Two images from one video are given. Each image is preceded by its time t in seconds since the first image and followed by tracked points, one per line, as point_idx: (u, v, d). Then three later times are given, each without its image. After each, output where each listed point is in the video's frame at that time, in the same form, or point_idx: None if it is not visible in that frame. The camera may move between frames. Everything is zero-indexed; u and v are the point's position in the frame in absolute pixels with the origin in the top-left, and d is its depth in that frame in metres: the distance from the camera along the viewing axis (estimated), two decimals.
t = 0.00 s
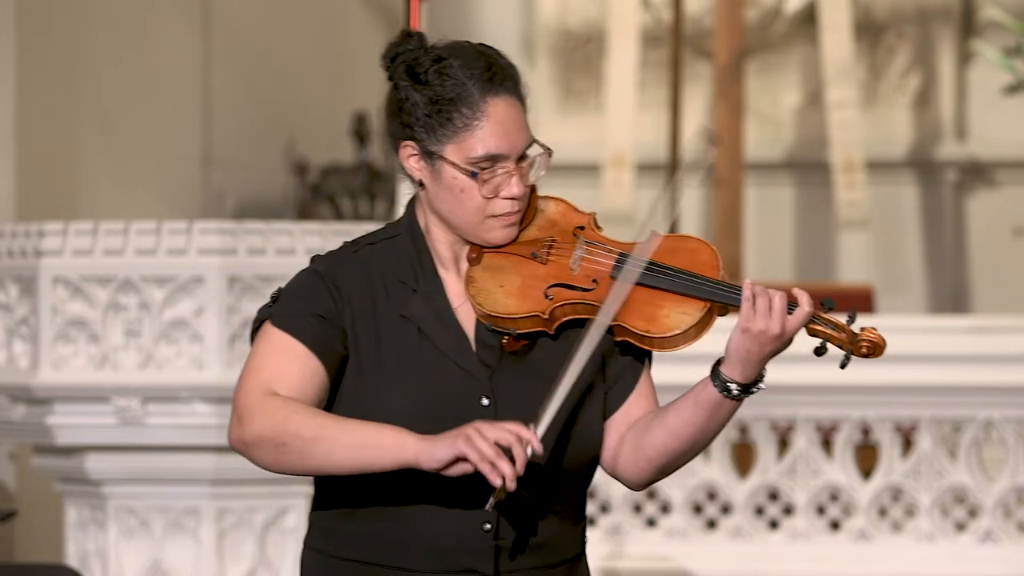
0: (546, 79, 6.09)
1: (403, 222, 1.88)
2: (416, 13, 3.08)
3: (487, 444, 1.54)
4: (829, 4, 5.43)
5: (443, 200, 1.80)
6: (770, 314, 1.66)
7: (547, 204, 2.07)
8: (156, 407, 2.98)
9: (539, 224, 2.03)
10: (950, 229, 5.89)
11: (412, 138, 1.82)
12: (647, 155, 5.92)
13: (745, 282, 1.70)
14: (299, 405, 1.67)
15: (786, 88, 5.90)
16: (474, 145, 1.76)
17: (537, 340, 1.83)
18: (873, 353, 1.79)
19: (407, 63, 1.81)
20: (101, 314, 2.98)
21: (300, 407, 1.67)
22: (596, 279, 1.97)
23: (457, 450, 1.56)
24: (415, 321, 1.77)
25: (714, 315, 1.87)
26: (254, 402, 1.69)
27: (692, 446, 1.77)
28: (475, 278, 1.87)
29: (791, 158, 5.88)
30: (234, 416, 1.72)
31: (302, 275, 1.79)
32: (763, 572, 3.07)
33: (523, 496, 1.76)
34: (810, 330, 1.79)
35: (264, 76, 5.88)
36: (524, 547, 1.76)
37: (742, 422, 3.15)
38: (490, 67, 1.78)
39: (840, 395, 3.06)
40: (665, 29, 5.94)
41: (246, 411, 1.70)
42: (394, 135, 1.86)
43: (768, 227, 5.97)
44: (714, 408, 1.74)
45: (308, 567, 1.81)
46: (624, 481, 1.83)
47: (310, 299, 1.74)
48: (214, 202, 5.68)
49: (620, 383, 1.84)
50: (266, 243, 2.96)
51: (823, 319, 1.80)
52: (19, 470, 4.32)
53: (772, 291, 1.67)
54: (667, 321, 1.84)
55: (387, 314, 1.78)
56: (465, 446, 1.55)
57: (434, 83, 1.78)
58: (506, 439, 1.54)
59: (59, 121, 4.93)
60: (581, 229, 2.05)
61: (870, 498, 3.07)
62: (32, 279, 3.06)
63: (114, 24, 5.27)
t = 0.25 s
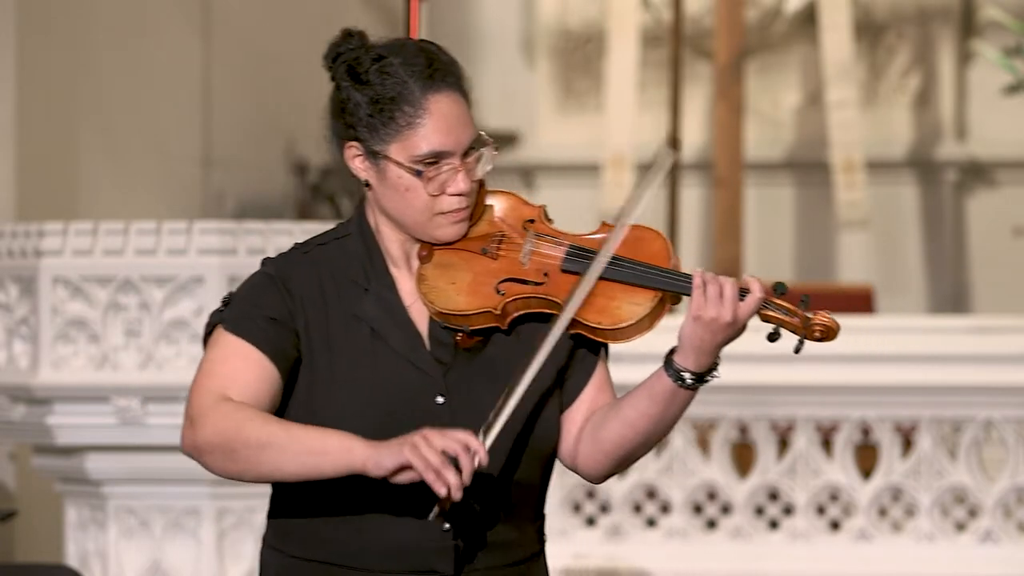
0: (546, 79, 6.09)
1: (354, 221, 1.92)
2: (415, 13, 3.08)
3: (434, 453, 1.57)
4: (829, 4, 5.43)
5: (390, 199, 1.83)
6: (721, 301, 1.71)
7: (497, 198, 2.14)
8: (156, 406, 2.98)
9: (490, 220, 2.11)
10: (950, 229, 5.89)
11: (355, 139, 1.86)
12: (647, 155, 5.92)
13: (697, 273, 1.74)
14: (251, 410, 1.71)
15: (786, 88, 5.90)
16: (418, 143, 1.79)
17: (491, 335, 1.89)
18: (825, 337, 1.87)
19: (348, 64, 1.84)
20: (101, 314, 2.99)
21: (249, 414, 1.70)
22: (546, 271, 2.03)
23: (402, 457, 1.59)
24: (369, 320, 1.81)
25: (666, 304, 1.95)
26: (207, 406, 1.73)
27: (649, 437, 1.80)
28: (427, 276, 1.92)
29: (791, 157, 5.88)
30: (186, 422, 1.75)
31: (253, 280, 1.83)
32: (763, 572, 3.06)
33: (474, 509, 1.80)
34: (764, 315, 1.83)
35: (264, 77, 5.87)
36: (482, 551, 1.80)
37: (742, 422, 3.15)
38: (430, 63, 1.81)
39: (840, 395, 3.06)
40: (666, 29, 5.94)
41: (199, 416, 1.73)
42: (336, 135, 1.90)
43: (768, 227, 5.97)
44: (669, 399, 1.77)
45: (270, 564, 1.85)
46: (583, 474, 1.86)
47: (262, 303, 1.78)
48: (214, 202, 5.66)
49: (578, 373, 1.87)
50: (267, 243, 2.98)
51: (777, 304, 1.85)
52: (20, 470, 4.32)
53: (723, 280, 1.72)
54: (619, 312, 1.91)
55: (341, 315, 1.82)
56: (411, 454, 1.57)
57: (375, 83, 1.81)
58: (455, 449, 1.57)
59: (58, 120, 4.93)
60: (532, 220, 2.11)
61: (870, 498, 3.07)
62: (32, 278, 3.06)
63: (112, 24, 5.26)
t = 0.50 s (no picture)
0: (546, 79, 6.09)
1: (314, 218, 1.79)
2: (415, 12, 3.08)
3: (371, 484, 1.45)
4: (829, 3, 5.43)
5: (348, 201, 1.70)
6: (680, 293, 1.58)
7: (455, 196, 1.97)
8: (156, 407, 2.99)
9: (448, 217, 1.93)
10: (950, 229, 5.89)
11: (310, 141, 1.71)
12: (647, 155, 5.93)
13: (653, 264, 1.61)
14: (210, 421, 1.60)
15: (786, 88, 5.90)
16: (372, 144, 1.66)
17: (452, 335, 1.75)
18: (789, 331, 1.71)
19: (300, 64, 1.68)
20: (101, 315, 2.99)
21: (205, 426, 1.59)
22: (506, 270, 1.87)
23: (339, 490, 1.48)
24: (328, 319, 1.69)
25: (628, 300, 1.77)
26: (162, 411, 1.61)
27: (610, 434, 1.67)
28: (387, 275, 1.79)
29: (791, 157, 5.88)
30: (142, 427, 1.63)
31: (213, 277, 1.71)
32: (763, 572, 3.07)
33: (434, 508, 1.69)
34: (723, 310, 1.71)
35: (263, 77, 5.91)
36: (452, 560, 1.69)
37: (742, 422, 3.15)
38: (385, 63, 1.67)
39: (841, 395, 3.06)
40: (665, 29, 5.93)
41: (154, 421, 1.61)
42: (291, 135, 1.75)
43: (768, 227, 5.97)
44: (629, 394, 1.64)
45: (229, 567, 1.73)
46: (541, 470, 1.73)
47: (220, 301, 1.66)
48: (214, 202, 5.63)
49: (537, 368, 1.74)
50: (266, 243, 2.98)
51: (737, 298, 1.72)
52: (19, 470, 4.32)
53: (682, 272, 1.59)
54: (579, 310, 1.75)
55: (300, 313, 1.70)
56: (348, 486, 1.46)
57: (327, 84, 1.67)
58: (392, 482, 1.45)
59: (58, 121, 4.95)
60: (491, 218, 1.95)
61: (870, 498, 3.07)
62: (32, 279, 3.06)
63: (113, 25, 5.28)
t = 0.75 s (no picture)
0: (546, 79, 6.09)
1: (292, 220, 1.79)
2: (414, 13, 3.08)
3: (352, 504, 1.42)
4: (829, 3, 5.43)
5: (326, 203, 1.70)
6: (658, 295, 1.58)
7: (433, 195, 1.97)
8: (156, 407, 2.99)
9: (426, 216, 1.93)
10: (949, 229, 5.89)
11: (286, 143, 1.71)
12: (648, 155, 5.92)
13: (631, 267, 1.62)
14: (189, 429, 1.58)
15: (786, 88, 5.90)
16: (348, 146, 1.65)
17: (430, 335, 1.75)
18: (770, 333, 1.72)
19: (276, 65, 1.68)
20: (101, 315, 2.99)
21: (188, 433, 1.57)
22: (485, 270, 1.86)
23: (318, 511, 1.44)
24: (305, 321, 1.69)
25: (607, 302, 1.78)
26: (144, 419, 1.59)
27: (587, 434, 1.67)
28: (365, 275, 1.79)
29: (791, 157, 5.88)
30: (121, 431, 1.61)
31: (191, 279, 1.70)
32: (763, 572, 3.07)
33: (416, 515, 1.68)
34: (702, 312, 1.71)
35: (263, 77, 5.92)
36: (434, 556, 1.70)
37: (742, 422, 3.15)
38: (360, 64, 1.67)
39: (841, 394, 3.06)
40: (665, 29, 5.92)
41: (134, 427, 1.59)
42: (268, 136, 1.75)
43: (768, 227, 5.97)
44: (606, 393, 1.65)
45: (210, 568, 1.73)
46: (518, 470, 1.73)
47: (201, 303, 1.65)
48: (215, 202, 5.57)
49: (513, 369, 1.73)
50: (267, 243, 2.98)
51: (716, 300, 1.72)
52: (19, 470, 4.33)
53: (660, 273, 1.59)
54: (558, 311, 1.75)
55: (278, 314, 1.70)
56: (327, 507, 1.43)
57: (303, 86, 1.66)
58: (373, 499, 1.43)
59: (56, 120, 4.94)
60: (470, 218, 1.94)
61: (870, 498, 3.07)
62: (32, 279, 3.06)
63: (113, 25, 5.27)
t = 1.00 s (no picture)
0: (546, 79, 6.09)
1: (282, 219, 1.80)
2: (414, 13, 3.08)
3: (369, 483, 1.42)
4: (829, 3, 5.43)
5: (317, 207, 1.71)
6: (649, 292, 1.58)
7: (424, 195, 1.95)
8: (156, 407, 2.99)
9: (418, 217, 1.91)
10: (950, 228, 5.89)
11: (276, 147, 1.72)
12: (648, 155, 5.92)
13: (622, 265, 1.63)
14: (188, 430, 1.56)
15: (786, 88, 5.90)
16: (339, 150, 1.65)
17: (423, 336, 1.76)
18: (765, 336, 1.71)
19: (264, 69, 1.67)
20: (101, 315, 2.99)
21: (187, 432, 1.56)
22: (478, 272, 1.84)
23: (336, 492, 1.44)
24: (298, 323, 1.69)
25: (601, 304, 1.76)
26: (140, 423, 1.58)
27: (578, 433, 1.69)
28: (356, 277, 1.79)
29: (791, 157, 5.88)
30: (116, 437, 1.60)
31: (181, 282, 1.70)
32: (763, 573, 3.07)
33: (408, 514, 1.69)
34: (696, 315, 1.71)
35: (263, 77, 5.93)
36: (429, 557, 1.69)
37: (742, 422, 3.15)
38: (349, 68, 1.66)
39: (840, 394, 3.06)
40: (666, 29, 5.92)
41: (129, 431, 1.58)
42: (257, 140, 1.75)
43: (768, 227, 5.97)
44: (596, 391, 1.66)
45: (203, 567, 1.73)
46: (512, 470, 1.75)
47: (192, 307, 1.64)
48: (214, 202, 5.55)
49: (507, 365, 1.75)
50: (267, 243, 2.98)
51: (710, 304, 1.72)
52: (19, 470, 4.33)
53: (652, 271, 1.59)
54: (551, 314, 1.75)
55: (270, 317, 1.70)
56: (346, 488, 1.42)
57: (292, 90, 1.66)
58: (389, 476, 1.43)
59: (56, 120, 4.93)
60: (462, 218, 1.92)
61: (870, 498, 3.07)
62: (32, 279, 3.07)
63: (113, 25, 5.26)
